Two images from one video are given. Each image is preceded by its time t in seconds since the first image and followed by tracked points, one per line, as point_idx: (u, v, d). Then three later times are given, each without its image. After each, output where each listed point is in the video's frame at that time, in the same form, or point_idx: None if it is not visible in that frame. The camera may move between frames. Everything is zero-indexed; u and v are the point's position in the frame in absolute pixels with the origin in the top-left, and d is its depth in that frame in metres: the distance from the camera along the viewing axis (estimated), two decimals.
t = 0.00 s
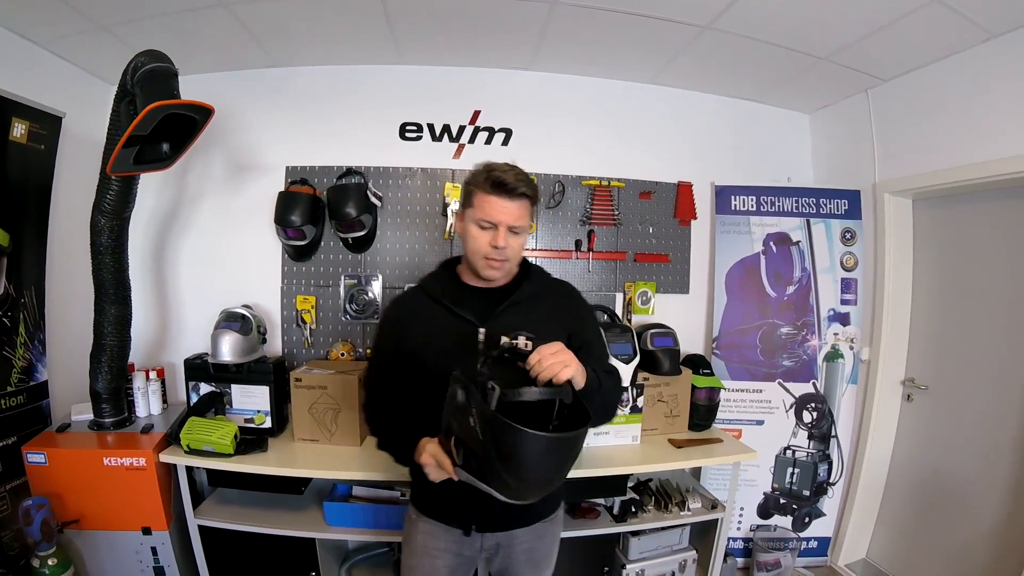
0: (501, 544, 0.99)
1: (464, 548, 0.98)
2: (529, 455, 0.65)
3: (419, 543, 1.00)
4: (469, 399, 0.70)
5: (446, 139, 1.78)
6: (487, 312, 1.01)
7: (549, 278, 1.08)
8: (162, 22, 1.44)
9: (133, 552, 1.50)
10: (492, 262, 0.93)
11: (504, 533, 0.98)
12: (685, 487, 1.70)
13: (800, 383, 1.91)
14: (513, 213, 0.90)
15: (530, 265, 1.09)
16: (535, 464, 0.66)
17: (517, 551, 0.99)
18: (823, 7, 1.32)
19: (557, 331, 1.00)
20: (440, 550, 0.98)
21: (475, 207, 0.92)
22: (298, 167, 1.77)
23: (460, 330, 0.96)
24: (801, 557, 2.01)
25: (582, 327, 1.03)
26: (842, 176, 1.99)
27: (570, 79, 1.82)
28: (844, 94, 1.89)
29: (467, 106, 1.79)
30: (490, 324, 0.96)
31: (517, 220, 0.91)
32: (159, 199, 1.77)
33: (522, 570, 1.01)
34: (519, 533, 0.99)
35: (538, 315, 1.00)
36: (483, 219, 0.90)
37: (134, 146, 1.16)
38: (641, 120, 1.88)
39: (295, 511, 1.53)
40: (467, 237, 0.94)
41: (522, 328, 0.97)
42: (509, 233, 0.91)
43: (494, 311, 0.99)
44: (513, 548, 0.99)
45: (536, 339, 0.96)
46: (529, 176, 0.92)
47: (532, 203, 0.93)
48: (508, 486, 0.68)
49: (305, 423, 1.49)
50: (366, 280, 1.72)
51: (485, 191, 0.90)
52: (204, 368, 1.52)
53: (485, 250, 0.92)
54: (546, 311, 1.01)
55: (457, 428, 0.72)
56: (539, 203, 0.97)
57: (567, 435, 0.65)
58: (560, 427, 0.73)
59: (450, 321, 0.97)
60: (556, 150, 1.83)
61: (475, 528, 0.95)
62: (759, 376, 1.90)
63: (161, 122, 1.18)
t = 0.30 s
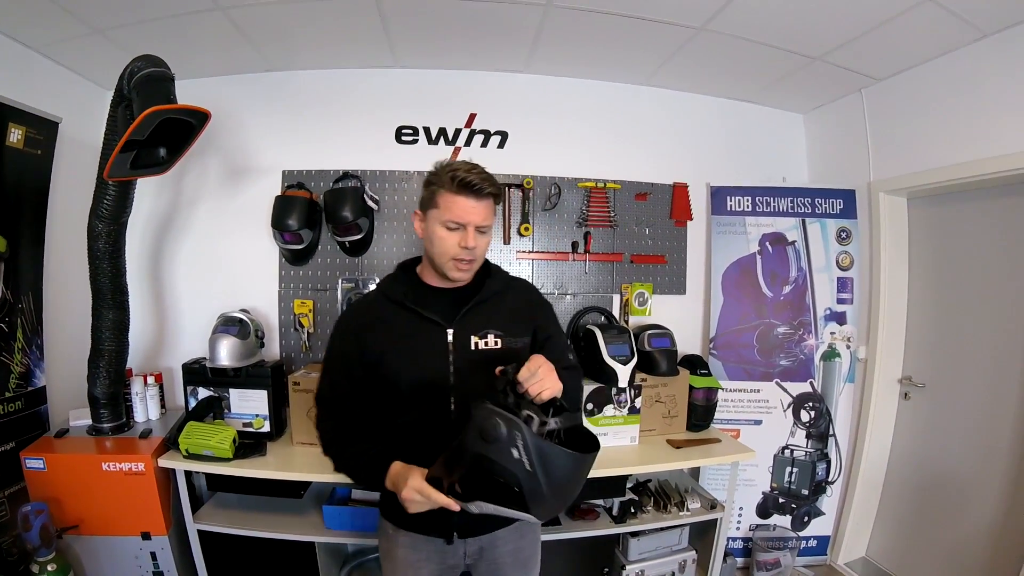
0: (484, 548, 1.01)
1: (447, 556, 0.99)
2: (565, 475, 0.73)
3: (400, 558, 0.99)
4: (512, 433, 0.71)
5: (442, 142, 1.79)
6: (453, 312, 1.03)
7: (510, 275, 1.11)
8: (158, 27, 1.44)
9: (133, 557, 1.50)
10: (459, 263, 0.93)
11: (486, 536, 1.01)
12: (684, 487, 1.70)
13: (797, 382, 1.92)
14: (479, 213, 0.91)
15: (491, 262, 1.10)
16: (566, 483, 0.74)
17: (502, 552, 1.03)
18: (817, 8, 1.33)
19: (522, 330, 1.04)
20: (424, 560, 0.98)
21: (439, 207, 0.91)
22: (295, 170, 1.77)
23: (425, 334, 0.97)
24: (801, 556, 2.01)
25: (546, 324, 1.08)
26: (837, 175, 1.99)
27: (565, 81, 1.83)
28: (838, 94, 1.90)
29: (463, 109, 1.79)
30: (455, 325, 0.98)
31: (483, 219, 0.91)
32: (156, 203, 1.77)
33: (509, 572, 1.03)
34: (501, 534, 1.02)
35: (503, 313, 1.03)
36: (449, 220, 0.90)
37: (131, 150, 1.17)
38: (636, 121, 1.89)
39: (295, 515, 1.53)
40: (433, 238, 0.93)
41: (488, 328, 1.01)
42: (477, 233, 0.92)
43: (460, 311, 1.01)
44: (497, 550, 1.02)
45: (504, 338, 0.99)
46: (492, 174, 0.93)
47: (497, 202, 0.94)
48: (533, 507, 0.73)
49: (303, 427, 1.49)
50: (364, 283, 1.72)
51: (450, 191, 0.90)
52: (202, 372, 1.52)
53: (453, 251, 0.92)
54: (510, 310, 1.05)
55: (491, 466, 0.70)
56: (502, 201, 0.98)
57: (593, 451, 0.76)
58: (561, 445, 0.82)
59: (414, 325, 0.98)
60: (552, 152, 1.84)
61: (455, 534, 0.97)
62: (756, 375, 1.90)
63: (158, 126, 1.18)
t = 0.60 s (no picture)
0: (480, 546, 1.02)
1: (443, 556, 1.00)
2: (564, 492, 0.78)
3: (396, 560, 0.99)
4: (523, 445, 0.76)
5: (444, 140, 1.79)
6: (443, 311, 1.02)
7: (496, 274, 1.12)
8: (159, 25, 1.44)
9: (134, 555, 1.50)
10: (440, 253, 0.92)
11: (481, 536, 1.01)
12: (685, 487, 1.70)
13: (799, 382, 1.91)
14: (462, 204, 0.90)
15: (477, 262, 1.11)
16: (564, 499, 0.79)
17: (496, 549, 1.03)
18: (819, 6, 1.32)
19: (510, 329, 1.05)
20: (423, 559, 0.99)
21: (424, 197, 0.91)
22: (296, 169, 1.77)
23: (415, 333, 0.97)
24: (802, 556, 2.01)
25: (531, 323, 1.10)
26: (839, 174, 1.99)
27: (566, 80, 1.83)
28: (840, 93, 1.90)
29: (464, 108, 1.79)
30: (447, 325, 0.98)
31: (466, 210, 0.91)
32: (157, 202, 1.76)
33: (504, 568, 1.04)
34: (495, 532, 1.03)
35: (491, 312, 1.04)
36: (432, 209, 0.90)
37: (132, 148, 1.16)
38: (638, 120, 1.88)
39: (296, 514, 1.53)
40: (416, 228, 0.93)
41: (478, 327, 1.01)
42: (459, 224, 0.91)
43: (451, 310, 1.01)
44: (491, 547, 1.03)
45: (495, 338, 1.00)
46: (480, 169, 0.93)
47: (482, 196, 0.94)
48: (532, 523, 0.76)
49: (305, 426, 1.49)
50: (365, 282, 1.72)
51: (435, 181, 0.90)
52: (204, 371, 1.52)
53: (433, 240, 0.91)
54: (498, 309, 1.06)
55: (503, 476, 0.73)
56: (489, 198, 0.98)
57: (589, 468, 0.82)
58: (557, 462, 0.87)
59: (403, 324, 0.97)
60: (554, 150, 1.83)
61: (451, 536, 0.96)
62: (757, 375, 1.90)
63: (159, 125, 1.18)
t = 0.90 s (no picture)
0: (481, 555, 1.01)
1: (445, 566, 0.98)
2: (569, 506, 0.78)
3: (398, 569, 0.98)
4: (530, 456, 0.77)
5: (446, 148, 1.79)
6: (447, 318, 1.01)
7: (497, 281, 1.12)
8: (163, 31, 1.45)
9: (134, 561, 1.49)
10: (433, 267, 0.91)
11: (483, 544, 1.00)
12: (688, 495, 1.69)
13: (802, 390, 1.90)
14: (452, 215, 0.89)
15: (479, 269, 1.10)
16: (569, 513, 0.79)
17: (497, 558, 1.02)
18: (820, 13, 1.33)
19: (512, 335, 1.04)
20: (422, 571, 0.97)
21: (414, 212, 0.91)
22: (298, 175, 1.77)
23: (418, 338, 0.96)
24: (805, 565, 1.99)
25: (533, 330, 1.09)
26: (843, 181, 1.98)
27: (569, 87, 1.83)
28: (842, 100, 1.90)
29: (467, 115, 1.79)
30: (451, 331, 0.98)
31: (457, 221, 0.90)
32: (161, 206, 1.77)
33: None
34: (498, 541, 1.02)
35: (493, 319, 1.04)
36: (421, 223, 0.89)
37: (134, 154, 1.17)
38: (640, 127, 1.88)
39: (296, 521, 1.52)
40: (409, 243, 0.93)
41: (482, 334, 1.01)
42: (449, 235, 0.90)
43: (455, 317, 1.01)
44: (493, 557, 1.02)
45: (499, 345, 0.99)
46: (468, 177, 0.92)
47: (474, 206, 0.93)
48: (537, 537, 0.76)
49: (305, 433, 1.49)
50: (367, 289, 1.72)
51: (423, 195, 0.89)
52: (205, 377, 1.52)
53: (425, 255, 0.90)
54: (500, 316, 1.05)
55: (510, 488, 0.74)
56: (481, 205, 0.96)
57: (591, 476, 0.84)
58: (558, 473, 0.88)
59: (406, 328, 0.97)
60: (556, 157, 1.83)
61: (453, 544, 0.96)
62: (760, 383, 1.89)
63: (162, 131, 1.19)
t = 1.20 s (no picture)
0: (488, 556, 1.01)
1: (452, 566, 0.98)
2: (567, 497, 0.78)
3: (404, 568, 0.98)
4: (525, 449, 0.76)
5: (454, 148, 1.79)
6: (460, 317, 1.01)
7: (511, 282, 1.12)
8: (171, 31, 1.45)
9: (138, 556, 1.50)
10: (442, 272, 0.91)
11: (490, 545, 1.00)
12: (692, 498, 1.68)
13: (809, 394, 1.89)
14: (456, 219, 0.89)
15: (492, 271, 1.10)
16: (567, 505, 0.79)
17: (504, 560, 1.02)
18: (828, 15, 1.32)
19: (524, 336, 1.04)
20: (428, 572, 0.97)
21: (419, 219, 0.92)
22: (306, 175, 1.77)
23: (431, 336, 0.96)
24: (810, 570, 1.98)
25: (546, 332, 1.09)
26: (851, 184, 1.97)
27: (577, 88, 1.82)
28: (852, 103, 1.88)
29: (475, 116, 1.79)
30: (464, 330, 0.98)
31: (462, 224, 0.88)
32: (169, 205, 1.78)
33: None
34: (505, 543, 1.02)
35: (505, 319, 1.04)
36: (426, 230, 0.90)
37: (142, 153, 1.17)
38: (647, 128, 1.87)
39: (300, 519, 1.52)
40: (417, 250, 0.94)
41: (495, 333, 1.01)
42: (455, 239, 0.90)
43: (469, 316, 1.01)
44: (500, 558, 1.02)
45: (511, 346, 0.99)
46: (471, 180, 0.91)
47: (477, 208, 0.92)
48: (536, 530, 0.76)
49: (310, 431, 1.49)
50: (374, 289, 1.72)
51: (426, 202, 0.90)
52: (211, 375, 1.52)
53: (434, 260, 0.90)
54: (512, 317, 1.05)
55: (505, 481, 0.73)
56: (486, 206, 0.95)
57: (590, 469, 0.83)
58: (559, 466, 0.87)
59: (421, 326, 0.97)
60: (563, 158, 1.83)
61: (460, 545, 0.95)
62: (766, 387, 1.88)
63: (170, 130, 1.19)
